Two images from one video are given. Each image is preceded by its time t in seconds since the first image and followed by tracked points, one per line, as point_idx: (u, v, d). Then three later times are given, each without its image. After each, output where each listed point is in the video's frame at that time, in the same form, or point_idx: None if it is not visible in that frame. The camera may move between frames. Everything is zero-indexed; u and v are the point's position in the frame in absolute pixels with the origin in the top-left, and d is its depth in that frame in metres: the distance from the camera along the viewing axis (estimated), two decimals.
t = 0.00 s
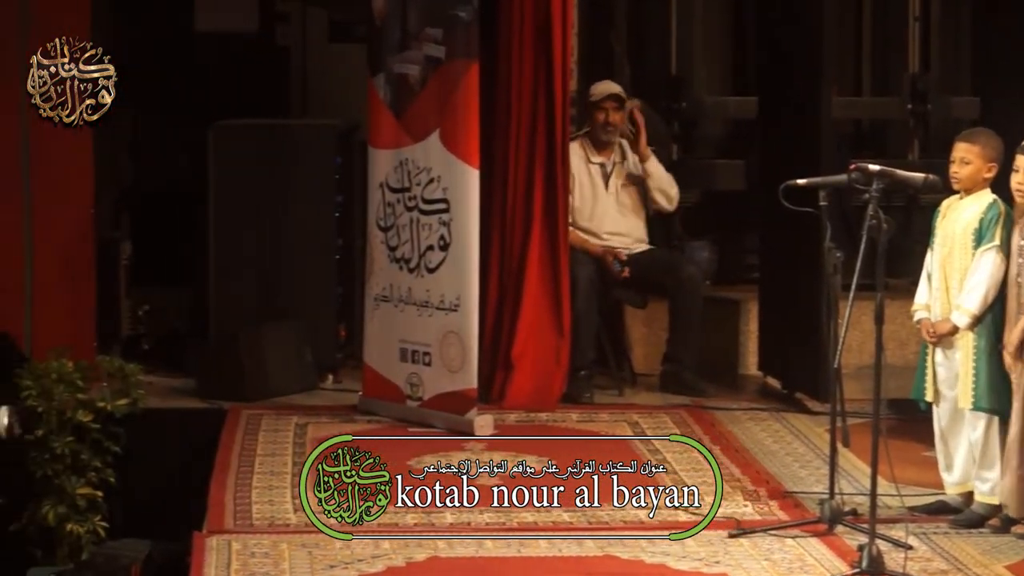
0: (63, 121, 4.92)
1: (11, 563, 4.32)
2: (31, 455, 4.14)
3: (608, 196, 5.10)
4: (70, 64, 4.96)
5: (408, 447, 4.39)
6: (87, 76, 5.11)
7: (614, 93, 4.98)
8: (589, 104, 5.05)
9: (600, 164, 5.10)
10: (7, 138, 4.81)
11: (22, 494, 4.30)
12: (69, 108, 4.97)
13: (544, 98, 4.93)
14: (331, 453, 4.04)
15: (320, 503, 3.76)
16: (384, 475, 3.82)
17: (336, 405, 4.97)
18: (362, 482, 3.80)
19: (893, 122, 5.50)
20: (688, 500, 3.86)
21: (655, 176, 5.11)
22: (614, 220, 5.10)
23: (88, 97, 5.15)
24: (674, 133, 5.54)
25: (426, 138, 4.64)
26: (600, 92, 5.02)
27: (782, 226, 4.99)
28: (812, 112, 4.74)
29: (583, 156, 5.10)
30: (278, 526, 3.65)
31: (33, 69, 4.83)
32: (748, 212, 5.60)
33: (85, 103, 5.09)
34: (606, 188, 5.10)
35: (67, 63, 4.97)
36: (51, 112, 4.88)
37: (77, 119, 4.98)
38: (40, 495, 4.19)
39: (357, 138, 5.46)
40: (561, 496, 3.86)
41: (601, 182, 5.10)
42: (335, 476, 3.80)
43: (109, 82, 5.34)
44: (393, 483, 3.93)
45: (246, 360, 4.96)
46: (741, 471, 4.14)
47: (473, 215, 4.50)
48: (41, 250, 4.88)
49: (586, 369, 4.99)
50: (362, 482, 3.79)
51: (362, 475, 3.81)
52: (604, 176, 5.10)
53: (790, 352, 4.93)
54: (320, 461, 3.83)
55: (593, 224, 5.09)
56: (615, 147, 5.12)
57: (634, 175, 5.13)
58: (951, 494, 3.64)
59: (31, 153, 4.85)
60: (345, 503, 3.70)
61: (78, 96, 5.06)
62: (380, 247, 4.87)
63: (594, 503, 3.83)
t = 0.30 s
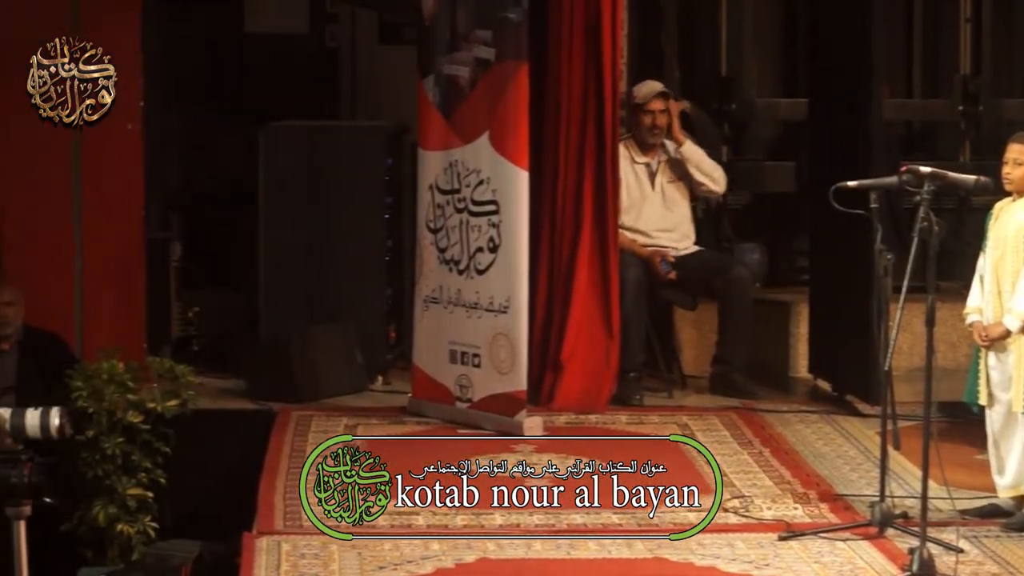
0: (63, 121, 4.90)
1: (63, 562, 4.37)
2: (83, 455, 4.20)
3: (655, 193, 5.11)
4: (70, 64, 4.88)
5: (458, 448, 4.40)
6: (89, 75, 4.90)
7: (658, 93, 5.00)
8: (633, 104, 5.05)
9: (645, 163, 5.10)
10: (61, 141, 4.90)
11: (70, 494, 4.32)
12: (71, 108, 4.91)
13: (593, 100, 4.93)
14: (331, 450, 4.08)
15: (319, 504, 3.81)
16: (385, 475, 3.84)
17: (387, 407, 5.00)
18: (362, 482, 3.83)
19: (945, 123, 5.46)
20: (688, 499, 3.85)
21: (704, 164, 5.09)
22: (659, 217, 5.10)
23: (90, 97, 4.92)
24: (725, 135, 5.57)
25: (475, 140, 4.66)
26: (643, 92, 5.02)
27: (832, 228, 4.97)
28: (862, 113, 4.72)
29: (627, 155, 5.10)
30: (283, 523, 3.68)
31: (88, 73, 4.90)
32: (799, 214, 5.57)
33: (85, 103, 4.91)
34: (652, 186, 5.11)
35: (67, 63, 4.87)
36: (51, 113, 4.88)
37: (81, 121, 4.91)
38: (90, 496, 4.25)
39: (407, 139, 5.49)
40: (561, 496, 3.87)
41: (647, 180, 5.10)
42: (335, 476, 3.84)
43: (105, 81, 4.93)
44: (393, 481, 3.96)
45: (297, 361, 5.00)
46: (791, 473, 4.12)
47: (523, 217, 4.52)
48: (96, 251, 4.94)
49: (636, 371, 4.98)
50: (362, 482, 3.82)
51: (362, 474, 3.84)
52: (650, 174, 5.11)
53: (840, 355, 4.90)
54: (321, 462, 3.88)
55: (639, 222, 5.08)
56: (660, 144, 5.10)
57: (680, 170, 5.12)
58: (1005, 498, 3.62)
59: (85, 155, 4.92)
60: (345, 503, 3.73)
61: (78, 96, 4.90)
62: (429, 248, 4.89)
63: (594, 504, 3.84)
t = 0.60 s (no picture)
0: (63, 121, 4.93)
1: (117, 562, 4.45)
2: (135, 455, 4.27)
3: (705, 196, 5.10)
4: (70, 64, 4.91)
5: (510, 447, 4.45)
6: (89, 75, 4.92)
7: (711, 101, 4.99)
8: (684, 108, 5.05)
9: (696, 165, 5.10)
10: (115, 143, 4.96)
11: (124, 495, 4.42)
12: (71, 109, 4.94)
13: (645, 102, 4.93)
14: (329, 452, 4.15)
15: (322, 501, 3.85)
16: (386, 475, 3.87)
17: (438, 408, 5.03)
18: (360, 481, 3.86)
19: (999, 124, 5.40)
20: (688, 499, 3.85)
21: (749, 166, 5.04)
22: (711, 219, 5.08)
23: (90, 97, 4.94)
24: (777, 136, 5.55)
25: (527, 142, 4.67)
26: (694, 97, 5.02)
27: (885, 229, 4.93)
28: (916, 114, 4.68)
29: (678, 158, 5.11)
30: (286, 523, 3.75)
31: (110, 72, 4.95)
32: (851, 215, 5.54)
33: (85, 103, 4.93)
34: (703, 188, 5.10)
35: (66, 63, 4.90)
36: (51, 113, 4.94)
37: (81, 121, 4.94)
38: (143, 496, 4.33)
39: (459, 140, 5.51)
40: (561, 496, 3.88)
41: (698, 182, 5.10)
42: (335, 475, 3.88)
43: (105, 81, 4.94)
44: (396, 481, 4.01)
45: (348, 362, 5.04)
46: (842, 475, 4.10)
47: (575, 219, 4.53)
48: (151, 253, 5.01)
49: (688, 373, 4.97)
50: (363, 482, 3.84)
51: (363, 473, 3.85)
52: (701, 176, 5.11)
53: (892, 357, 4.86)
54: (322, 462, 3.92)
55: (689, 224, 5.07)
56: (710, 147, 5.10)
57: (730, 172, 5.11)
58: None
59: (139, 157, 4.99)
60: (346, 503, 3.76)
61: (78, 96, 4.92)
62: (481, 250, 4.90)
63: (593, 504, 3.85)
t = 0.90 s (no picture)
0: (63, 121, 4.96)
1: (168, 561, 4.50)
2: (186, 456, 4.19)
3: (756, 200, 5.09)
4: (71, 64, 4.94)
5: (561, 450, 4.47)
6: (89, 75, 4.98)
7: (762, 109, 4.96)
8: (735, 114, 5.03)
9: (747, 169, 5.10)
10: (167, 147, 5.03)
11: (175, 496, 4.35)
12: (71, 108, 4.98)
13: (695, 103, 4.92)
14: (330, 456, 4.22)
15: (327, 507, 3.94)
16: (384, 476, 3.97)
17: (488, 410, 5.05)
18: (363, 482, 3.95)
19: None
20: (688, 499, 3.87)
21: (800, 172, 5.04)
22: (761, 222, 5.07)
23: (90, 97, 4.99)
24: (827, 138, 5.51)
25: (577, 144, 4.68)
26: (745, 105, 4.99)
27: (936, 231, 4.90)
28: (968, 114, 4.65)
29: (728, 162, 5.10)
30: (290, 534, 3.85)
31: (135, 74, 5.00)
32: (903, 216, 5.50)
33: (85, 103, 4.98)
34: (753, 193, 5.09)
35: (66, 63, 4.92)
36: (51, 113, 4.96)
37: (81, 121, 4.98)
38: (193, 497, 4.27)
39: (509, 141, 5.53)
40: (560, 496, 3.94)
41: (748, 187, 5.09)
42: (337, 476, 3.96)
43: (104, 81, 5.00)
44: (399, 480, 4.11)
45: (398, 364, 5.08)
46: (893, 478, 4.08)
47: (624, 221, 4.54)
48: (201, 256, 5.06)
49: (737, 375, 4.96)
50: (363, 482, 3.94)
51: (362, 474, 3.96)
52: (751, 181, 5.10)
53: (943, 359, 4.82)
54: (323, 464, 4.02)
55: (739, 228, 5.06)
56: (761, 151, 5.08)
57: (780, 176, 5.09)
58: None
59: (190, 160, 5.05)
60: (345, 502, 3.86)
61: (78, 96, 4.97)
62: (531, 252, 4.93)
63: (593, 503, 3.90)
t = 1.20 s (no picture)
0: (63, 121, 4.97)
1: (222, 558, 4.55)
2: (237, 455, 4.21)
3: (808, 200, 5.07)
4: (70, 64, 4.93)
5: (612, 450, 4.48)
6: (89, 75, 4.96)
7: (812, 109, 4.94)
8: (786, 114, 5.02)
9: (799, 168, 5.08)
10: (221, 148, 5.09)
11: (226, 494, 4.42)
12: (70, 108, 4.98)
13: (747, 102, 4.92)
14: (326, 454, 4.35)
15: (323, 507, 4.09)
16: (382, 475, 4.18)
17: (538, 410, 5.07)
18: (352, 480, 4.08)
19: None
20: (688, 499, 3.88)
21: (851, 173, 5.02)
22: (812, 222, 5.05)
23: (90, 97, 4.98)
24: (880, 137, 5.45)
25: (628, 143, 4.69)
26: (796, 104, 4.97)
27: (990, 230, 4.85)
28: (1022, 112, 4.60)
29: (781, 161, 5.09)
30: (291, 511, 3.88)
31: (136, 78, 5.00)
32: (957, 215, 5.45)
33: (85, 103, 4.97)
34: (805, 193, 5.07)
35: (67, 64, 4.91)
36: (51, 113, 4.97)
37: (81, 121, 4.99)
38: (245, 495, 4.28)
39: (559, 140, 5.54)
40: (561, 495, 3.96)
41: (801, 187, 5.07)
42: (336, 475, 4.07)
43: (104, 81, 4.98)
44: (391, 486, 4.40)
45: (449, 363, 5.10)
46: (946, 478, 4.06)
47: (676, 220, 4.54)
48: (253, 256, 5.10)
49: (789, 375, 4.93)
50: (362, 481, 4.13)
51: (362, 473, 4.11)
52: (804, 181, 5.08)
53: (997, 359, 4.78)
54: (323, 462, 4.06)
55: (790, 229, 5.04)
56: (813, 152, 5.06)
57: (832, 176, 5.06)
58: None
59: (241, 158, 5.06)
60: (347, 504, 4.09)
61: (78, 96, 4.96)
62: (582, 251, 4.94)
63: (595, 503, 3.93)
